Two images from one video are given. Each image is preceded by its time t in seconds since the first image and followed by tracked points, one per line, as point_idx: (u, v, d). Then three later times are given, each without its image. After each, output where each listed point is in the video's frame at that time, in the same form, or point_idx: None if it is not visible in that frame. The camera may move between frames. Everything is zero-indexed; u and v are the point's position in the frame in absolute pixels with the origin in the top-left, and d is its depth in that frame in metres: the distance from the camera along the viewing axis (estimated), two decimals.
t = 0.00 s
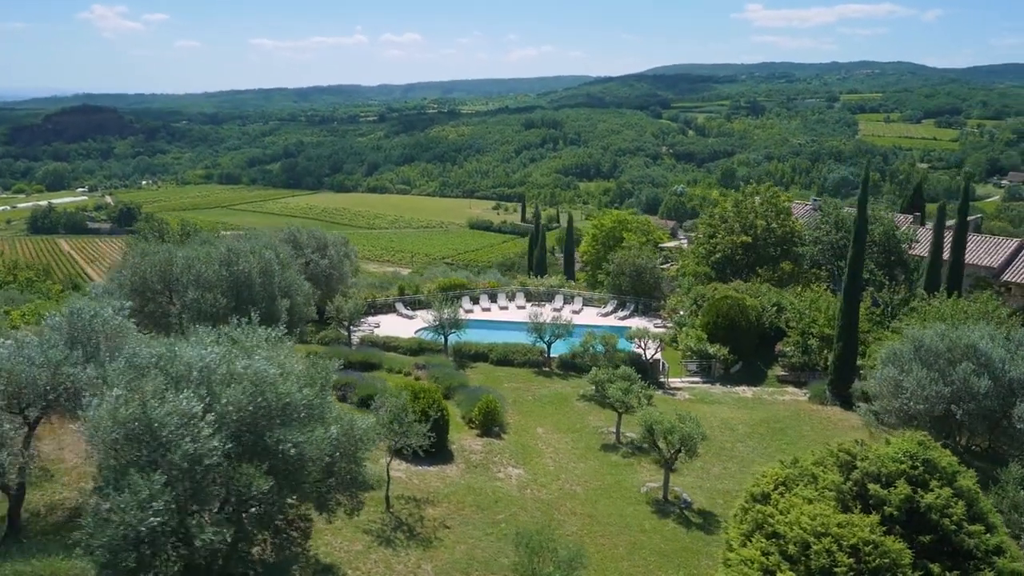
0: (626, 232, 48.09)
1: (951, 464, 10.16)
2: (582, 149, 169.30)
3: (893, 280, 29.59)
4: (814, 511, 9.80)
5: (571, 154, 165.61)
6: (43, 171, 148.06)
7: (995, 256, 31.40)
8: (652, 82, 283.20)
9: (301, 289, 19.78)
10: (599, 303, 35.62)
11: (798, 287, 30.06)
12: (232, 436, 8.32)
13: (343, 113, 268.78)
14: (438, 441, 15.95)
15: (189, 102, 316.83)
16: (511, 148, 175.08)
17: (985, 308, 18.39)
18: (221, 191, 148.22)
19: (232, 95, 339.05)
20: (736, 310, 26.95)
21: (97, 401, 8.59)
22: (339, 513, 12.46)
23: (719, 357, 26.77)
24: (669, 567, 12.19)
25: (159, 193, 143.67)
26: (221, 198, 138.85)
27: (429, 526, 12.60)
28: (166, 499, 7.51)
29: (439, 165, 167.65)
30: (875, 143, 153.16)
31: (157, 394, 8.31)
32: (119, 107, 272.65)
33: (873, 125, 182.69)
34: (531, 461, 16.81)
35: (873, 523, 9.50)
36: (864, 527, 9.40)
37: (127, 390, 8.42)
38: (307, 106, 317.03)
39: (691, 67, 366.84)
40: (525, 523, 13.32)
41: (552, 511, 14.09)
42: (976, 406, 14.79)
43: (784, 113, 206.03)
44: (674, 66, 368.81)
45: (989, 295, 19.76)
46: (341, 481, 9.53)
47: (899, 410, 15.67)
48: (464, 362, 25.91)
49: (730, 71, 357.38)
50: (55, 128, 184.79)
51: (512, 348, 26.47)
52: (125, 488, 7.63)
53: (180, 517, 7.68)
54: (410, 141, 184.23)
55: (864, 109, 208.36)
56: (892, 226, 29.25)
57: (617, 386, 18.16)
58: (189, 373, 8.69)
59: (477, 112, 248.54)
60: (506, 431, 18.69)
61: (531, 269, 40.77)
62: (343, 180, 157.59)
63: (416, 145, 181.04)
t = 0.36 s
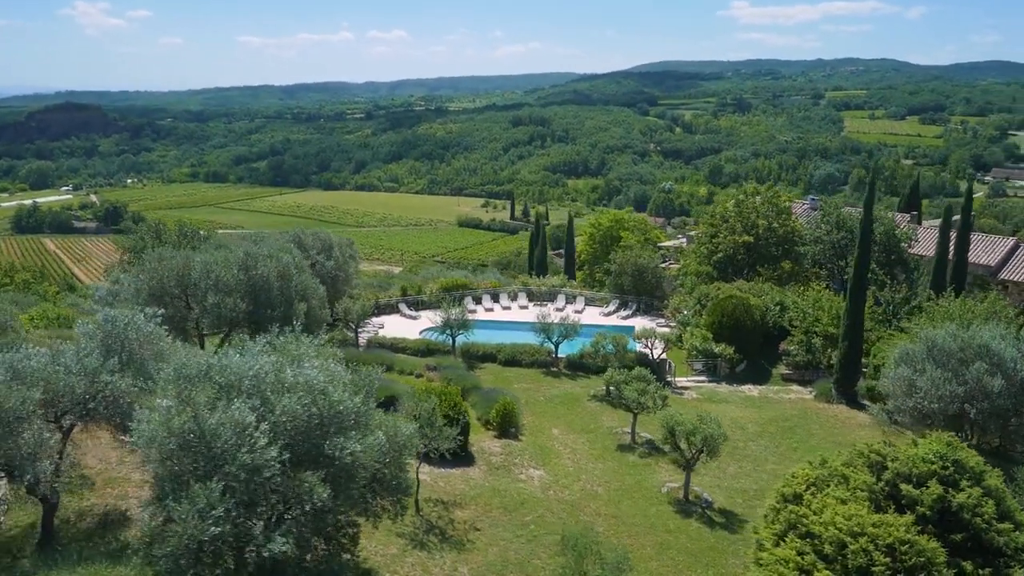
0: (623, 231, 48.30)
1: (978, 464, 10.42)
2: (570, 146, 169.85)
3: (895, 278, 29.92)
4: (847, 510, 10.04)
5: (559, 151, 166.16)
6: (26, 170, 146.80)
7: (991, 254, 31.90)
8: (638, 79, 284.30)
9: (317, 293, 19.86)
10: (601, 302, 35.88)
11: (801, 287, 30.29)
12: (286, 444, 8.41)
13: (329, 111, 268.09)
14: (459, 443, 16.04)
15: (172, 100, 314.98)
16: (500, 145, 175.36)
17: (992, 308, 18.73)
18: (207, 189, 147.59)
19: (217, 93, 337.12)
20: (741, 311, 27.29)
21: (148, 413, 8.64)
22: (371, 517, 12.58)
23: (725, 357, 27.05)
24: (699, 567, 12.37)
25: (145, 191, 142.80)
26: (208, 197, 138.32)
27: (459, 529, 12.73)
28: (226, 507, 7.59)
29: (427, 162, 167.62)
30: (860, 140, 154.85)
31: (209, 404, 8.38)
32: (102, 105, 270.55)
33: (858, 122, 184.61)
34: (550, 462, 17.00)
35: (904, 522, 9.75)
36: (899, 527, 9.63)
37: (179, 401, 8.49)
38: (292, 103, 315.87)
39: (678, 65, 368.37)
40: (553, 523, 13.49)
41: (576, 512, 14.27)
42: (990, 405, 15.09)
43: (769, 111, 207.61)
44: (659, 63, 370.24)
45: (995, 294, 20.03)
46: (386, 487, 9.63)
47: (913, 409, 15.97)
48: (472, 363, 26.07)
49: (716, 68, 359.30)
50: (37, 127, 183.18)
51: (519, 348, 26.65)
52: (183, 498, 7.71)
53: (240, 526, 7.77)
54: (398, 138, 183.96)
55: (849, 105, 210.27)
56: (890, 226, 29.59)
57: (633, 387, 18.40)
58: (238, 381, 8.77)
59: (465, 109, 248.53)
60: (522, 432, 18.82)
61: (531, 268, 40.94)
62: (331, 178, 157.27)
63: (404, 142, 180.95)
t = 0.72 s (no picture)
0: (620, 230, 48.50)
1: (1009, 463, 10.65)
2: (557, 144, 170.12)
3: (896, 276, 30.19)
4: (882, 509, 10.24)
5: (547, 149, 166.50)
6: (8, 168, 145.19)
7: (987, 253, 32.38)
8: (625, 76, 285.16)
9: (334, 295, 19.82)
10: (602, 302, 36.06)
11: (803, 286, 30.55)
12: (339, 450, 8.45)
13: (315, 108, 266.91)
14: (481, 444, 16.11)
15: (155, 97, 312.36)
16: (487, 143, 175.38)
17: (1001, 308, 19.03)
18: (193, 187, 146.71)
19: (200, 90, 334.77)
20: (747, 310, 27.49)
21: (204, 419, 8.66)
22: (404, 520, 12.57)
23: (731, 356, 27.28)
24: (728, 565, 12.53)
25: (128, 190, 141.71)
26: (193, 195, 137.48)
27: (490, 530, 12.81)
28: (286, 513, 7.61)
29: (414, 160, 167.40)
30: (846, 137, 156.40)
31: (263, 411, 8.37)
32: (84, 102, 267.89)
33: (843, 119, 186.38)
34: (570, 462, 17.13)
35: (941, 520, 9.94)
36: (934, 524, 9.85)
37: (235, 407, 8.50)
38: (277, 101, 314.37)
39: (663, 62, 370.03)
40: (580, 524, 13.63)
41: (602, 512, 14.39)
42: (1004, 403, 15.34)
43: (755, 108, 209.08)
44: (644, 60, 371.41)
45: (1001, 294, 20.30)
46: (431, 491, 9.68)
47: (928, 407, 16.27)
48: (480, 363, 26.19)
49: (701, 66, 361.42)
50: (19, 125, 181.19)
51: (527, 349, 26.79)
52: (243, 504, 7.74)
53: (299, 530, 7.82)
54: (385, 136, 183.42)
55: (834, 102, 212.16)
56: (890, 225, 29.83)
57: (649, 388, 18.58)
58: (289, 388, 8.78)
59: (451, 107, 248.35)
60: (538, 433, 18.92)
61: (532, 267, 41.06)
62: (317, 176, 156.77)
63: (391, 140, 180.56)
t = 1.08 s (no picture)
0: (617, 229, 48.64)
1: None
2: (544, 141, 170.47)
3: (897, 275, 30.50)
4: (913, 507, 10.43)
5: (534, 146, 166.77)
6: None
7: (984, 252, 32.78)
8: (611, 74, 286.00)
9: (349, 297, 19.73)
10: (604, 301, 36.23)
11: (807, 285, 30.74)
12: (391, 455, 8.40)
13: (300, 105, 265.47)
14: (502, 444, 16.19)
15: (137, 95, 309.46)
16: (474, 140, 175.45)
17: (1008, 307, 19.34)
18: (178, 186, 145.69)
19: (182, 87, 332.09)
20: (751, 308, 27.90)
21: (256, 425, 8.64)
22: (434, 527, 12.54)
23: (736, 354, 27.49)
24: (755, 563, 12.69)
25: (112, 189, 140.64)
26: (178, 194, 136.56)
27: (520, 532, 12.89)
28: (345, 519, 7.62)
29: (400, 157, 167.10)
30: (831, 134, 157.90)
31: (319, 414, 8.33)
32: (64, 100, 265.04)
33: (827, 116, 188.10)
34: (589, 462, 17.23)
35: (975, 519, 10.13)
36: (967, 521, 10.06)
37: (290, 414, 8.49)
38: (262, 98, 312.57)
39: (649, 60, 371.35)
40: (608, 524, 13.73)
41: (627, 512, 14.48)
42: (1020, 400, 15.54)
43: (741, 105, 210.44)
44: (629, 57, 372.53)
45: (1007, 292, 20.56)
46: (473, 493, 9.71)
47: (941, 405, 16.57)
48: (488, 363, 26.27)
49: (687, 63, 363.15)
50: None
51: (534, 348, 26.86)
52: (303, 511, 7.71)
53: (357, 537, 7.83)
54: (371, 134, 182.92)
55: (818, 100, 214.00)
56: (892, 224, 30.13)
57: (665, 388, 18.77)
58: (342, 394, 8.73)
59: (437, 104, 247.84)
60: (554, 434, 18.97)
61: (532, 267, 41.16)
62: (303, 174, 156.28)
63: (377, 138, 180.04)
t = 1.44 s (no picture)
0: (613, 227, 48.81)
1: None
2: (531, 138, 170.72)
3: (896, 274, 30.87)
4: (941, 510, 10.66)
5: (520, 143, 166.91)
6: None
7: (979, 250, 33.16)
8: (596, 70, 286.56)
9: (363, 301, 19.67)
10: (604, 300, 36.40)
11: (807, 284, 31.07)
12: (440, 465, 8.42)
13: (284, 102, 264.10)
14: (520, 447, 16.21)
15: (119, 91, 306.52)
16: (461, 137, 175.25)
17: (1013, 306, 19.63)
18: (162, 184, 144.53)
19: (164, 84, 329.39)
20: (754, 308, 28.17)
21: (303, 437, 8.64)
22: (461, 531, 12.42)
23: (739, 354, 27.79)
24: (780, 563, 12.86)
25: (95, 186, 139.44)
26: (162, 192, 135.48)
27: (547, 536, 12.90)
28: (401, 530, 7.66)
29: (386, 154, 166.66)
30: (814, 130, 159.28)
31: (368, 426, 8.34)
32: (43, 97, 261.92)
33: (810, 112, 189.80)
34: (604, 463, 17.36)
35: (1004, 518, 10.34)
36: (996, 522, 10.25)
37: (338, 425, 8.48)
38: (245, 95, 310.61)
39: (633, 57, 372.47)
40: (631, 527, 13.83)
41: (648, 514, 14.61)
42: None
43: (725, 102, 211.78)
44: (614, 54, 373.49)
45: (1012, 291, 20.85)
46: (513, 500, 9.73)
47: (951, 404, 16.83)
48: (494, 363, 26.42)
49: (671, 60, 365.07)
50: None
51: (540, 349, 26.99)
52: (358, 524, 7.73)
53: (410, 549, 7.86)
54: (357, 131, 182.37)
55: (802, 96, 215.80)
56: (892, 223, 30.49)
57: (678, 390, 18.94)
58: (387, 404, 8.73)
59: (422, 101, 247.28)
60: (568, 436, 19.04)
61: (530, 266, 41.27)
62: (289, 172, 155.61)
63: (364, 135, 179.47)
